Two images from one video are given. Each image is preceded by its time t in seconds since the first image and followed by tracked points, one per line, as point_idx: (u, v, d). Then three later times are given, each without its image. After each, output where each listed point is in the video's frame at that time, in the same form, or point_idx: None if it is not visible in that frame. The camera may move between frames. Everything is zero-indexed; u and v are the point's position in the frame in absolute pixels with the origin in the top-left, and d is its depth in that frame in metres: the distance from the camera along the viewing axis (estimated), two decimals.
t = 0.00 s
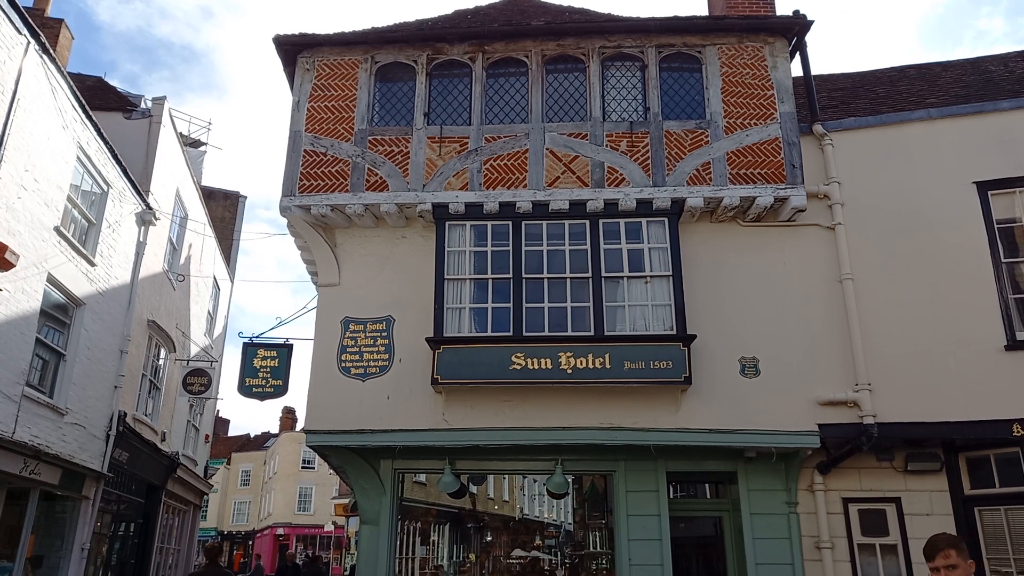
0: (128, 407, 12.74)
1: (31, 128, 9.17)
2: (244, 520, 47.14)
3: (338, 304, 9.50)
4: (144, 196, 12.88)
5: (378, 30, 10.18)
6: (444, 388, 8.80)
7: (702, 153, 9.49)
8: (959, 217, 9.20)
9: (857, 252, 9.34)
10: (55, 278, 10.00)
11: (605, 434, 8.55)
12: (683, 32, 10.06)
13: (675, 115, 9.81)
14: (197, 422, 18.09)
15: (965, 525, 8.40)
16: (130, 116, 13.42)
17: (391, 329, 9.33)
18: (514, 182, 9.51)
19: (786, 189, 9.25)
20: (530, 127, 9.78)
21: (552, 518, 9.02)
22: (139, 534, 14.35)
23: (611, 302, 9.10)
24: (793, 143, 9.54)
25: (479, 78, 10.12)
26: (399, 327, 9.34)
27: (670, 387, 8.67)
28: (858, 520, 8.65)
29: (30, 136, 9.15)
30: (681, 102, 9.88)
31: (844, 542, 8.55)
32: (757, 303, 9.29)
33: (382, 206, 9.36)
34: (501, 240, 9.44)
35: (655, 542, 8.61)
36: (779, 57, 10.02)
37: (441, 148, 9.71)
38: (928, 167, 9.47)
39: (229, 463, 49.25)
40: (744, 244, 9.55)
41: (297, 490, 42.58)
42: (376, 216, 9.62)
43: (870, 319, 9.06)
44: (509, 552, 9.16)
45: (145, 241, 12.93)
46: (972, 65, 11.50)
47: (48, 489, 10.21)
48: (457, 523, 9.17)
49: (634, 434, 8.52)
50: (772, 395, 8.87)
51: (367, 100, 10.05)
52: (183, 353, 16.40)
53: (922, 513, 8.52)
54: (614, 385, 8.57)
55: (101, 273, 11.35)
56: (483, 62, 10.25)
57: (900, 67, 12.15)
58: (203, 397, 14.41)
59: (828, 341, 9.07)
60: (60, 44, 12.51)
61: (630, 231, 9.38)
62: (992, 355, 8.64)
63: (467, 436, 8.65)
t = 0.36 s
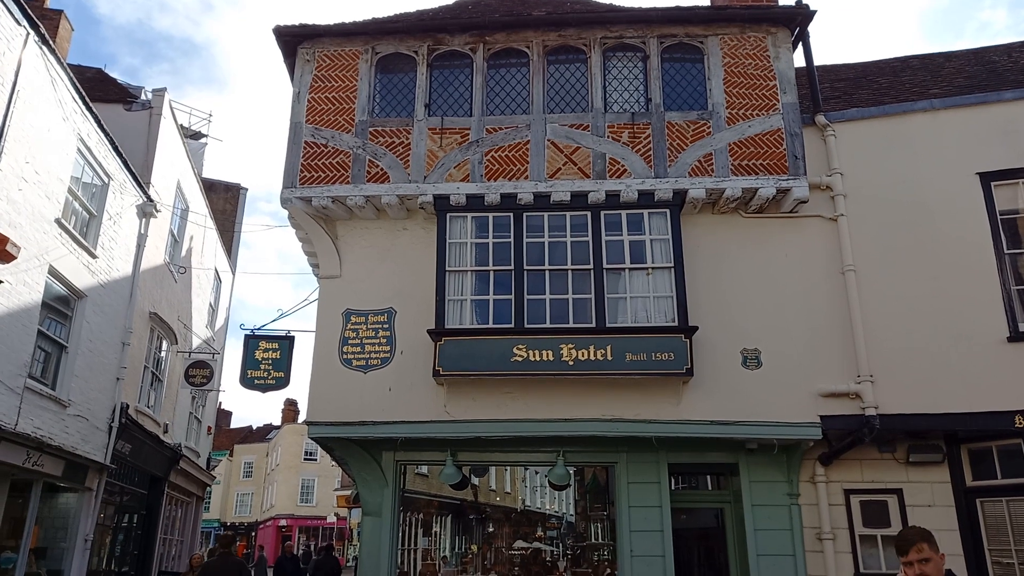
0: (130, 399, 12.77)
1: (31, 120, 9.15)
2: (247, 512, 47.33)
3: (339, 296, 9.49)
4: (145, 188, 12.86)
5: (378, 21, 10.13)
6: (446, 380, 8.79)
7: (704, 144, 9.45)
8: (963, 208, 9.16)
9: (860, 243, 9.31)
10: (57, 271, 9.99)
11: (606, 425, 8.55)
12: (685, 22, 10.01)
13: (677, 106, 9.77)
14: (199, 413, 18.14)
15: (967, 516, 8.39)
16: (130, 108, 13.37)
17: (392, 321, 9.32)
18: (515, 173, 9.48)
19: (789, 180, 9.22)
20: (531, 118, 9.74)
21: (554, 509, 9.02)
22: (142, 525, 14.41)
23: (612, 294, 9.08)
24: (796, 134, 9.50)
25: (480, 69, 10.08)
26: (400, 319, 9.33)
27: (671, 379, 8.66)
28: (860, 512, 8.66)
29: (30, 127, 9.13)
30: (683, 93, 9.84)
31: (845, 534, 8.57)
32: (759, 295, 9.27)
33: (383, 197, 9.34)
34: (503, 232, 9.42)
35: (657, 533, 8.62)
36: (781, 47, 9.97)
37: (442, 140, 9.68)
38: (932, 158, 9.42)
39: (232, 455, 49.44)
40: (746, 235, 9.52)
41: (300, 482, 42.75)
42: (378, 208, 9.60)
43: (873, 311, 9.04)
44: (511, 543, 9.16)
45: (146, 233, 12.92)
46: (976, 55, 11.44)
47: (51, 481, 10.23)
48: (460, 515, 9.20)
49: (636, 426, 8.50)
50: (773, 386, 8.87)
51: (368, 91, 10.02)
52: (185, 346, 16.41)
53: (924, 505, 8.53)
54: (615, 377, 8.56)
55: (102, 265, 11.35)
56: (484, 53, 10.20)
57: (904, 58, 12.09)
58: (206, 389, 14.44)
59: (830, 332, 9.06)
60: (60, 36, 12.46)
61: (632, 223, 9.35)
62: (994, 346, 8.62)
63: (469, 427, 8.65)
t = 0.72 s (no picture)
0: (132, 397, 12.79)
1: (32, 117, 9.15)
2: (249, 510, 47.39)
3: (340, 294, 9.49)
4: (147, 186, 12.86)
5: (379, 19, 10.12)
6: (447, 378, 8.79)
7: (706, 141, 9.45)
8: (964, 206, 9.15)
9: (861, 241, 9.30)
10: (59, 268, 10.00)
11: (607, 423, 8.55)
12: (686, 19, 9.99)
13: (679, 103, 9.76)
14: (201, 411, 18.16)
15: (968, 514, 8.39)
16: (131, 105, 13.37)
17: (393, 319, 9.32)
18: (516, 171, 9.48)
19: (790, 178, 9.21)
20: (532, 115, 9.73)
21: (555, 507, 9.01)
22: (143, 523, 14.43)
23: (613, 292, 9.08)
24: (797, 131, 9.49)
25: (481, 66, 10.07)
26: (401, 317, 9.33)
27: (672, 377, 8.66)
28: (861, 509, 8.66)
29: (31, 125, 9.13)
30: (685, 90, 9.83)
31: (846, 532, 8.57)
32: (760, 292, 9.26)
33: (384, 195, 9.34)
34: (504, 229, 9.41)
35: (657, 531, 8.63)
36: (783, 45, 9.95)
37: (443, 137, 9.68)
38: (933, 155, 9.41)
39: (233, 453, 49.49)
40: (747, 232, 9.51)
41: (301, 479, 42.80)
42: (379, 206, 9.60)
43: (874, 308, 9.04)
44: (511, 541, 9.14)
45: (147, 231, 12.93)
46: (978, 53, 11.42)
47: (52, 478, 10.24)
48: (461, 513, 9.21)
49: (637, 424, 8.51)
50: (774, 384, 8.86)
51: (369, 88, 10.01)
52: (186, 343, 16.42)
53: (924, 503, 8.53)
54: (616, 375, 8.56)
55: (104, 263, 11.36)
56: (485, 50, 10.19)
57: (906, 55, 12.07)
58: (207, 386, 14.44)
59: (832, 330, 9.05)
60: (61, 33, 12.44)
61: (633, 220, 9.34)
62: (996, 344, 8.61)
63: (470, 425, 8.65)
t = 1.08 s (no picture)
0: (132, 396, 12.79)
1: (32, 117, 9.15)
2: (248, 510, 47.39)
3: (340, 293, 9.49)
4: (146, 186, 12.85)
5: (379, 18, 10.13)
6: (446, 377, 8.80)
7: (705, 141, 9.45)
8: (964, 206, 9.16)
9: (861, 241, 9.31)
10: (58, 268, 10.00)
11: (607, 423, 8.56)
12: (686, 19, 10.00)
13: (678, 103, 9.76)
14: (200, 411, 18.16)
15: (967, 514, 8.40)
16: (131, 105, 13.37)
17: (393, 319, 9.32)
18: (516, 171, 9.48)
19: (790, 178, 9.21)
20: (532, 115, 9.74)
21: (554, 507, 9.03)
22: (143, 522, 14.43)
23: (613, 292, 9.09)
24: (797, 131, 9.49)
25: (481, 66, 10.08)
26: (401, 316, 9.33)
27: (672, 376, 8.67)
28: (860, 509, 8.66)
29: (31, 124, 9.13)
30: (685, 90, 9.83)
31: (845, 531, 8.57)
32: (759, 292, 9.27)
33: (384, 194, 9.34)
34: (504, 229, 9.42)
35: (657, 530, 8.64)
36: (783, 45, 9.96)
37: (443, 137, 9.68)
38: (933, 155, 9.42)
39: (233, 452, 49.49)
40: (747, 233, 9.52)
41: (301, 479, 42.80)
42: (378, 205, 9.60)
43: (873, 308, 9.04)
44: (511, 541, 9.15)
45: (147, 231, 12.93)
46: (977, 53, 11.43)
47: (52, 478, 10.24)
48: (461, 512, 9.20)
49: (637, 423, 8.51)
50: (773, 384, 8.87)
51: (368, 88, 10.01)
52: (185, 343, 16.41)
53: (924, 503, 8.53)
54: (616, 375, 8.57)
55: (103, 263, 11.37)
56: (485, 50, 10.19)
57: (905, 55, 12.09)
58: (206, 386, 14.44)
59: (831, 330, 9.06)
60: (60, 33, 12.44)
61: (633, 220, 9.34)
62: (995, 344, 8.62)
63: (470, 425, 8.66)
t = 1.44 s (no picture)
0: (132, 394, 12.81)
1: (32, 114, 9.14)
2: (249, 507, 47.44)
3: (341, 291, 9.49)
4: (147, 183, 12.85)
5: (379, 16, 10.12)
6: (446, 375, 8.80)
7: (706, 139, 9.44)
8: (965, 204, 9.15)
9: (862, 239, 9.31)
10: (59, 265, 10.00)
11: (607, 421, 8.56)
12: (687, 17, 9.98)
13: (679, 101, 9.75)
14: (201, 408, 18.18)
15: (967, 513, 8.40)
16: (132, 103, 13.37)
17: (394, 316, 9.32)
18: (516, 168, 9.48)
19: (790, 176, 9.20)
20: (533, 112, 9.73)
21: (554, 505, 9.04)
22: (144, 519, 14.45)
23: (613, 290, 9.09)
24: (798, 129, 9.48)
25: (481, 64, 10.06)
26: (401, 314, 9.33)
27: (672, 375, 8.67)
28: (860, 507, 8.67)
29: (32, 121, 9.13)
30: (685, 88, 9.82)
31: (845, 529, 8.58)
32: (760, 290, 9.27)
33: (385, 192, 9.34)
34: (504, 227, 9.42)
35: (657, 528, 8.64)
36: (784, 42, 9.95)
37: (443, 135, 9.68)
38: (934, 153, 9.41)
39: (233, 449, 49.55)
40: (748, 230, 9.52)
41: (301, 476, 42.85)
42: (379, 203, 9.60)
43: (874, 307, 9.04)
44: (511, 538, 9.19)
45: (148, 228, 12.93)
46: (978, 51, 11.42)
47: (53, 475, 10.27)
48: (461, 510, 9.24)
49: (637, 421, 8.51)
50: (774, 382, 8.87)
51: (369, 86, 10.01)
52: (186, 340, 16.42)
53: (924, 501, 8.54)
54: (616, 373, 8.57)
55: (104, 260, 11.37)
56: (485, 48, 10.18)
57: (906, 53, 12.08)
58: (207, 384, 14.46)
59: (831, 328, 9.06)
60: (61, 30, 12.42)
61: (633, 218, 9.34)
62: (995, 343, 8.62)
63: (470, 422, 8.66)
